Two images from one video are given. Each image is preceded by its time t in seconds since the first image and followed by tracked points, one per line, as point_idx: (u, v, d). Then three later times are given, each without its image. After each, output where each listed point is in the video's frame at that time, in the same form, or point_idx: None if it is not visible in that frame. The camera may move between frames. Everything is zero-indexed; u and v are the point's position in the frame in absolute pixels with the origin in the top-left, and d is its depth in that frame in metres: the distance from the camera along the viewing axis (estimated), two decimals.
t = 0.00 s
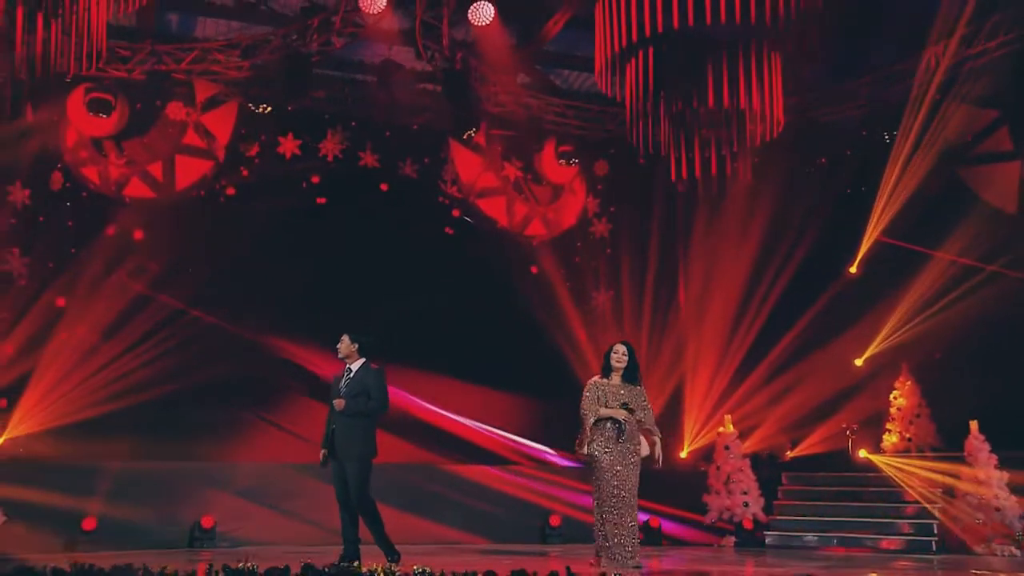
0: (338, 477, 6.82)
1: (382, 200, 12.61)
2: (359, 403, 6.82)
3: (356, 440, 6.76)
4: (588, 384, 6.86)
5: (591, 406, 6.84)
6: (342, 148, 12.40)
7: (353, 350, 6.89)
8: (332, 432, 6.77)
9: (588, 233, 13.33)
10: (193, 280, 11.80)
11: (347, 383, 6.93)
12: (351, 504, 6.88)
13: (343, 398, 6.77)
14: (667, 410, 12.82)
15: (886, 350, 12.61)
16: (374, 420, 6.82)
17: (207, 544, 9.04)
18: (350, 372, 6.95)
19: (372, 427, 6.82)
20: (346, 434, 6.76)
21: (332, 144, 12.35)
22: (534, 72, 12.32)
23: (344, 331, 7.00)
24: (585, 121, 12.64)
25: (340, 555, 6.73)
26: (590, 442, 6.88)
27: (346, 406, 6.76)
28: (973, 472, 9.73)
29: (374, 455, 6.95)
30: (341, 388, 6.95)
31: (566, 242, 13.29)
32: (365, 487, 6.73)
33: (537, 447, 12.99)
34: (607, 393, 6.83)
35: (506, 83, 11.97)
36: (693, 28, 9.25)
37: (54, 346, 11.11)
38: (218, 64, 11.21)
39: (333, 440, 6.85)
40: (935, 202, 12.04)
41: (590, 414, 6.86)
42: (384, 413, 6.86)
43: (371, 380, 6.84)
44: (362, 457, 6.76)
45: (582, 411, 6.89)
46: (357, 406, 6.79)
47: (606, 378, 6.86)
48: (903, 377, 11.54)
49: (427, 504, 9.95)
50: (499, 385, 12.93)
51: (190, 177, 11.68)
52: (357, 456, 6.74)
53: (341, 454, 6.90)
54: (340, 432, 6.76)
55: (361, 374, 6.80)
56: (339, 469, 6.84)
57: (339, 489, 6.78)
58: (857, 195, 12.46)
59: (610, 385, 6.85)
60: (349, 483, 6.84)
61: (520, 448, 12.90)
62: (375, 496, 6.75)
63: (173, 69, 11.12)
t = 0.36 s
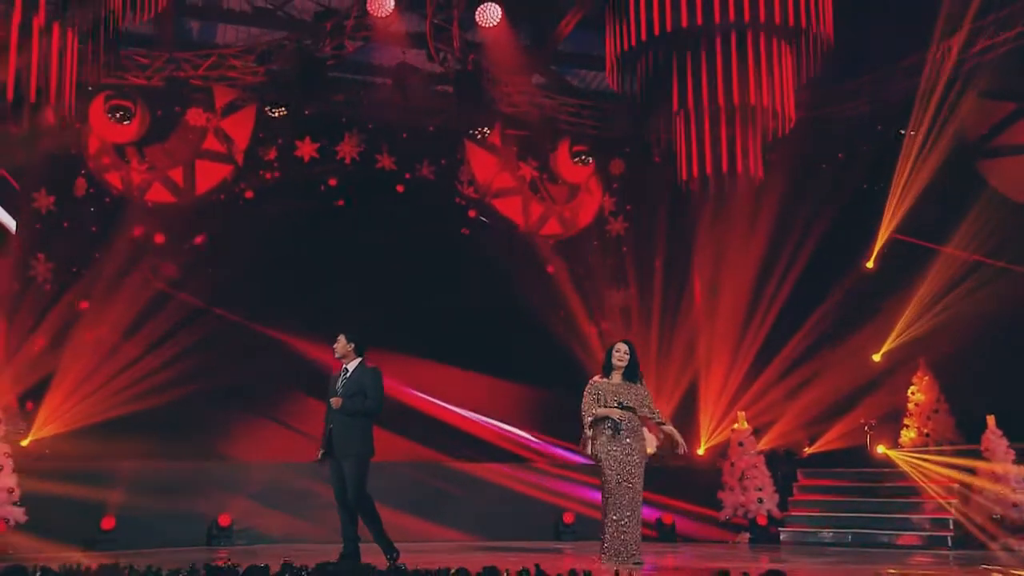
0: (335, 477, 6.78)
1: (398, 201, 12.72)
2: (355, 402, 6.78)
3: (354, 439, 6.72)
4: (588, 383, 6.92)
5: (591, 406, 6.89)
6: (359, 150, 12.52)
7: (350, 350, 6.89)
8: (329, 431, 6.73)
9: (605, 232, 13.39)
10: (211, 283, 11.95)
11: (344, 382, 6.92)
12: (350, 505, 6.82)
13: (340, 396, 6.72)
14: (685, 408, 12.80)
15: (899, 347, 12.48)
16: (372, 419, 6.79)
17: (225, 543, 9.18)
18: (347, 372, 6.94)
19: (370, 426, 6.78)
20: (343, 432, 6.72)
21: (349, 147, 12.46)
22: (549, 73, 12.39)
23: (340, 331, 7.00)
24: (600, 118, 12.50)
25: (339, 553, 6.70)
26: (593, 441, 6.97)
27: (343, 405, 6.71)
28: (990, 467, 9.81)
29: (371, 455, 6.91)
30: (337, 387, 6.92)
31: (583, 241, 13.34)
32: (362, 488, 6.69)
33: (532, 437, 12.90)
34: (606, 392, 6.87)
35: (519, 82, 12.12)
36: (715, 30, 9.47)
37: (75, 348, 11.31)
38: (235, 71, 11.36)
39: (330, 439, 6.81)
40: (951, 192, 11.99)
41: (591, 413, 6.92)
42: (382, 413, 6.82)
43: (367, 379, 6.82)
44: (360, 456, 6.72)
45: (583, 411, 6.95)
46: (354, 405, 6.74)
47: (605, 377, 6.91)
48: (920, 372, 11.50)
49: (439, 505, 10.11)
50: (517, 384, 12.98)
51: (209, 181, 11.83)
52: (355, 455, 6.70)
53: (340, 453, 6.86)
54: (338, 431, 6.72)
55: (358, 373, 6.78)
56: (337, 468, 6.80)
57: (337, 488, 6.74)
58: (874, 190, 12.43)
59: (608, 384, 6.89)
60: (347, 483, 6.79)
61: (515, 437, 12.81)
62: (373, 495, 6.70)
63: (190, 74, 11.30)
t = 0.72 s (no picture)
0: (334, 477, 6.81)
1: (413, 204, 12.89)
2: (353, 402, 6.76)
3: (352, 440, 6.73)
4: (588, 382, 6.99)
5: (591, 404, 6.98)
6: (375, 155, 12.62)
7: (346, 351, 6.83)
8: (327, 431, 6.75)
9: (621, 231, 13.40)
10: (230, 286, 12.12)
11: (340, 383, 6.85)
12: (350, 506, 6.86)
13: (338, 397, 6.71)
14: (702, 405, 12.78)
15: (914, 345, 12.67)
16: (371, 419, 6.79)
17: (242, 541, 9.29)
18: (343, 373, 6.88)
19: (369, 426, 6.78)
20: (342, 433, 6.73)
21: (365, 150, 12.55)
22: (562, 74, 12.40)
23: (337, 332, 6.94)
24: (610, 118, 12.36)
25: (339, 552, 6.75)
26: (594, 439, 7.07)
27: (341, 405, 6.71)
28: (1007, 463, 9.75)
29: (372, 454, 6.92)
30: (334, 388, 6.87)
31: (600, 240, 13.36)
32: (361, 486, 6.72)
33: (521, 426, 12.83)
34: (605, 391, 6.95)
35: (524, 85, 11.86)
36: (722, 23, 9.49)
37: (94, 351, 11.49)
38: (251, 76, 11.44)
39: (330, 440, 6.82)
40: (968, 187, 11.86)
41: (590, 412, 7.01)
42: (380, 413, 6.79)
43: (364, 380, 6.78)
44: (359, 457, 6.74)
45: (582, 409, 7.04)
46: (352, 406, 6.73)
47: (603, 377, 6.98)
48: (937, 366, 11.37)
49: (452, 505, 10.29)
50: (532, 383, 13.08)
51: (227, 186, 11.90)
52: (354, 456, 6.72)
53: (338, 452, 6.88)
54: (336, 432, 6.73)
55: (355, 374, 6.74)
56: (336, 467, 6.83)
57: (337, 488, 6.78)
58: (891, 187, 12.26)
59: (608, 383, 6.97)
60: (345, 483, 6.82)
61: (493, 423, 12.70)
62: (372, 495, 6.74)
63: (206, 82, 11.36)
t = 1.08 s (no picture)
0: (331, 476, 6.89)
1: (424, 206, 12.88)
2: (348, 403, 6.83)
3: (348, 439, 6.80)
4: (586, 380, 7.11)
5: (588, 403, 7.07)
6: (388, 159, 12.67)
7: (341, 353, 6.94)
8: (323, 431, 6.83)
9: (634, 230, 13.34)
10: (245, 288, 12.24)
11: (336, 383, 6.95)
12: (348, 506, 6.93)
13: (332, 398, 6.81)
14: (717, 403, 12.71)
15: (931, 337, 12.50)
16: (367, 418, 6.86)
17: (256, 542, 9.18)
18: (339, 374, 6.99)
19: (364, 426, 6.85)
20: (337, 433, 6.81)
21: (378, 154, 12.64)
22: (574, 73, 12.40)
23: (333, 335, 7.07)
24: (624, 117, 12.46)
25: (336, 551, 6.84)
26: (591, 438, 7.15)
27: (337, 406, 6.80)
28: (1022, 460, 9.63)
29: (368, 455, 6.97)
30: (330, 388, 6.96)
31: (613, 238, 13.31)
32: (356, 487, 6.76)
33: (523, 422, 12.80)
34: (604, 388, 7.06)
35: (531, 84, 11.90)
36: (728, 22, 9.40)
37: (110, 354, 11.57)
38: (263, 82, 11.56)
39: (327, 440, 6.91)
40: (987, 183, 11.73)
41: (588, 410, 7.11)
42: (375, 413, 6.88)
43: (359, 380, 6.86)
44: (355, 458, 6.79)
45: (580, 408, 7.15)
46: (347, 406, 6.81)
47: (604, 373, 7.10)
48: (952, 363, 11.22)
49: (466, 505, 10.44)
50: (546, 383, 13.06)
51: (243, 191, 12.11)
52: (350, 456, 6.78)
53: (335, 452, 6.95)
54: (332, 431, 6.81)
55: (349, 375, 6.83)
56: (333, 467, 6.90)
57: (333, 488, 6.86)
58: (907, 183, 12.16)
59: (606, 381, 7.07)
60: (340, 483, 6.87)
61: (484, 413, 12.70)
62: (367, 495, 6.77)
63: (221, 88, 11.46)
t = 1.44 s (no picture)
0: (327, 476, 6.98)
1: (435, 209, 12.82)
2: (343, 404, 6.92)
3: (344, 440, 6.92)
4: (584, 381, 7.21)
5: (586, 404, 7.18)
6: (401, 161, 12.71)
7: (335, 356, 7.03)
8: (319, 432, 6.93)
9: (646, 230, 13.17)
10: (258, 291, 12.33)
11: (332, 385, 7.04)
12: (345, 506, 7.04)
13: (327, 399, 6.91)
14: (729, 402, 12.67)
15: (949, 331, 12.64)
16: (361, 419, 6.95)
17: (267, 543, 9.68)
18: (335, 376, 7.07)
19: (359, 427, 6.95)
20: (334, 434, 6.93)
21: (392, 157, 12.70)
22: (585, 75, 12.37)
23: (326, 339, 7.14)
24: (635, 118, 12.47)
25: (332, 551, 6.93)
26: (587, 438, 7.24)
27: (332, 407, 6.90)
28: None
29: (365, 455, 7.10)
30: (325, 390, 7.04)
31: (625, 239, 13.18)
32: (352, 487, 6.88)
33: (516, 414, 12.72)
34: (602, 390, 7.16)
35: (540, 87, 11.97)
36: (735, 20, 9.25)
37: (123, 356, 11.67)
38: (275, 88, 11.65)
39: (324, 439, 7.02)
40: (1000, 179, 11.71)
41: (586, 411, 7.21)
42: (370, 413, 6.97)
43: (353, 381, 6.94)
44: (350, 459, 6.91)
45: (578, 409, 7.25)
46: (341, 408, 6.90)
47: (602, 375, 7.19)
48: (967, 362, 11.15)
49: (476, 507, 10.54)
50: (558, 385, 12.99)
51: (260, 194, 12.24)
52: (346, 457, 6.91)
53: (332, 452, 7.08)
54: (327, 432, 6.92)
55: (344, 377, 6.91)
56: (329, 468, 7.00)
57: (328, 488, 6.93)
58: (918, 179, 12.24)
59: (604, 382, 7.17)
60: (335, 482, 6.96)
61: (473, 404, 12.62)
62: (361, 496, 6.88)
63: (235, 94, 11.59)
